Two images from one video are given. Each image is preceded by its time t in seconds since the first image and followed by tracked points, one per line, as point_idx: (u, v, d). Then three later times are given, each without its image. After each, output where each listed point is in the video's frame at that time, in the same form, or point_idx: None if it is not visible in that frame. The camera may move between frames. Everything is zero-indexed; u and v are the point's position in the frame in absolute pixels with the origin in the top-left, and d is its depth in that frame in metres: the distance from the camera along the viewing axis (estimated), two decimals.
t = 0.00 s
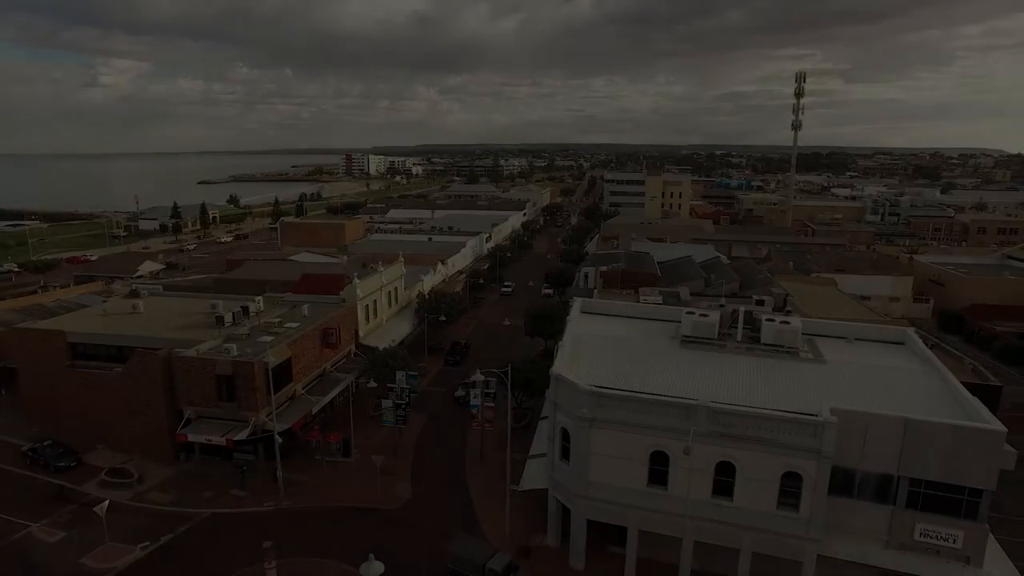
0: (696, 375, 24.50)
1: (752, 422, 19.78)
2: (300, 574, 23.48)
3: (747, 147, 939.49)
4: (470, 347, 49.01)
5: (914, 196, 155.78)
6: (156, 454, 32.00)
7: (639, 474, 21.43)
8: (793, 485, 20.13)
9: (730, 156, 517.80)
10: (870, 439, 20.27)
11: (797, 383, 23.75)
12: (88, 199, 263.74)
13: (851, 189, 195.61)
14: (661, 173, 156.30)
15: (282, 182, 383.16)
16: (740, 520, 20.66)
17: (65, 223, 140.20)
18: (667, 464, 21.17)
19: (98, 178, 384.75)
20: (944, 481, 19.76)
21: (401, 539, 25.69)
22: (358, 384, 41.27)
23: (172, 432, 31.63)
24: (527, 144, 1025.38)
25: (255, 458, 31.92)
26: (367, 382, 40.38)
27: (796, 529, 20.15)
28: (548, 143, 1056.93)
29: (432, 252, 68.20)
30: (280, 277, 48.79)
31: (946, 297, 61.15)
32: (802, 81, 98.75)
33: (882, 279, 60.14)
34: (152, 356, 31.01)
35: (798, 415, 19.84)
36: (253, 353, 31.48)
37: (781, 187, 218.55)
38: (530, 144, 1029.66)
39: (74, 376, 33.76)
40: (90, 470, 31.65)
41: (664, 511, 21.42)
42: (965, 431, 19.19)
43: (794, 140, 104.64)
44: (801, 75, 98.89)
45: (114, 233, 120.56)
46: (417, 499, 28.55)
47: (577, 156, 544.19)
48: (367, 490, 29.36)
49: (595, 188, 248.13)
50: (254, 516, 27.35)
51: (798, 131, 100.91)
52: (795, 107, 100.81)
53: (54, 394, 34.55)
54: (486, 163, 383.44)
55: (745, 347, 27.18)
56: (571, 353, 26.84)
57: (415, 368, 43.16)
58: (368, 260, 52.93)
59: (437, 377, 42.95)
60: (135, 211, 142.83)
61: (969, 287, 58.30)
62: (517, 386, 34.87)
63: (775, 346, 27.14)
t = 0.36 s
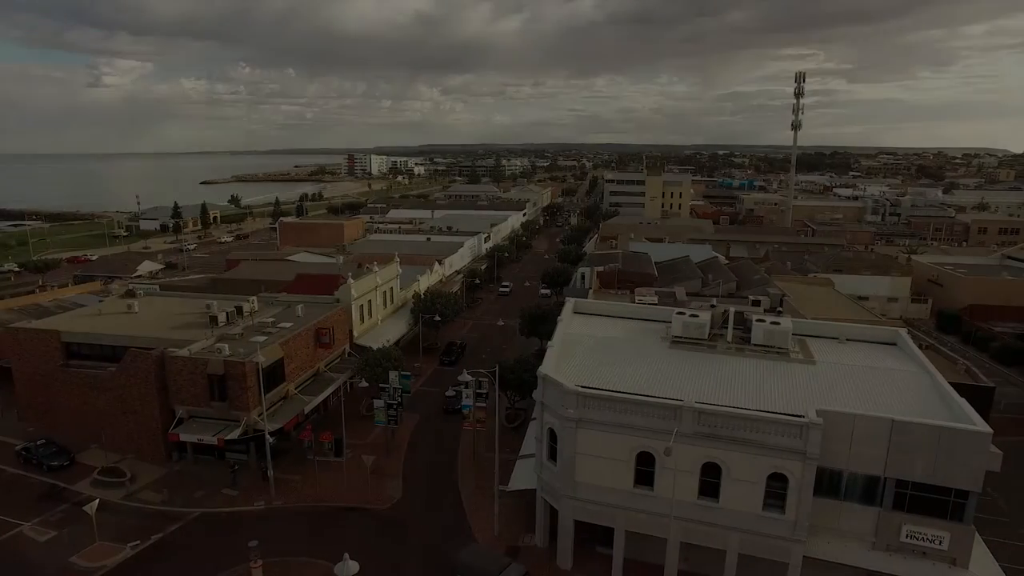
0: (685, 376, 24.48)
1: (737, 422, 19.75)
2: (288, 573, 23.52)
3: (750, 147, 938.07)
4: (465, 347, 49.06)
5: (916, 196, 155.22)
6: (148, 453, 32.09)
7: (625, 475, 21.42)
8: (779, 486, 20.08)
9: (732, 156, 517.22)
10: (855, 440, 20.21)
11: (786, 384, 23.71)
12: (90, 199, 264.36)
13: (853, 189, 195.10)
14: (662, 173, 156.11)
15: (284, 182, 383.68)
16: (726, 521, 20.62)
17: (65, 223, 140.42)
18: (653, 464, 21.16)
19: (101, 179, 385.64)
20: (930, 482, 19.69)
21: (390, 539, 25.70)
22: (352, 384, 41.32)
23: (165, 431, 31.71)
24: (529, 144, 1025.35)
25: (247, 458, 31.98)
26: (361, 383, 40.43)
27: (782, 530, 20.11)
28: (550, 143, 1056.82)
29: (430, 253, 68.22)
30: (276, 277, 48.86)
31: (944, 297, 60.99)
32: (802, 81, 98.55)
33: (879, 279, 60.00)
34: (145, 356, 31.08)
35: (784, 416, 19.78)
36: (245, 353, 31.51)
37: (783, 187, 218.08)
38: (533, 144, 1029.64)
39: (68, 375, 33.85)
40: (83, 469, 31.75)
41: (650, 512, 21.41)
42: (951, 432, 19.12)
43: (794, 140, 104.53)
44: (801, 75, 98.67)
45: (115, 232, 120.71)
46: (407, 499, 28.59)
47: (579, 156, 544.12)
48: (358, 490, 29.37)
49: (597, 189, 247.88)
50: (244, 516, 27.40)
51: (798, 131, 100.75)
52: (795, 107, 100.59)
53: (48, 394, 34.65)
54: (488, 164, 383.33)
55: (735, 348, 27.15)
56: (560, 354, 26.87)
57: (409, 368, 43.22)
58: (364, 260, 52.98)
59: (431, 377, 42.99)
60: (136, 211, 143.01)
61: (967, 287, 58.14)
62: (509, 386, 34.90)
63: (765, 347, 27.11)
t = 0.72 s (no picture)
0: (673, 377, 24.43)
1: (722, 423, 19.67)
2: (276, 572, 23.59)
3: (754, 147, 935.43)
4: (461, 347, 49.12)
5: (919, 196, 154.59)
6: (142, 452, 32.23)
7: (610, 476, 21.39)
8: (764, 487, 19.98)
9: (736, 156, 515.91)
10: (841, 441, 20.14)
11: (774, 386, 23.63)
12: (95, 200, 265.31)
13: (857, 189, 194.44)
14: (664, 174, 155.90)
15: (288, 182, 384.53)
16: (711, 522, 20.56)
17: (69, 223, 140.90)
18: (639, 465, 21.11)
19: (106, 179, 386.99)
20: (917, 483, 19.62)
21: (379, 540, 25.73)
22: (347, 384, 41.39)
23: (158, 430, 31.83)
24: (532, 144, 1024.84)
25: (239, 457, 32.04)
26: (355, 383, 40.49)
27: (767, 532, 20.01)
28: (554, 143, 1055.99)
29: (429, 253, 68.30)
30: (272, 277, 49.00)
31: (943, 297, 60.75)
32: (802, 81, 98.36)
33: (878, 279, 59.78)
34: (138, 355, 31.21)
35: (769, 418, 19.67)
36: (237, 353, 31.58)
37: (787, 187, 217.62)
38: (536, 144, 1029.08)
39: (63, 375, 34.02)
40: (77, 467, 31.91)
41: (636, 513, 21.37)
42: (937, 434, 19.02)
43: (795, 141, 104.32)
44: (802, 75, 98.45)
45: (117, 232, 121.00)
46: (398, 499, 28.62)
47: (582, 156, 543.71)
48: (348, 490, 29.41)
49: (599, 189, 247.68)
50: (234, 515, 27.48)
51: (799, 132, 100.50)
52: (795, 107, 100.39)
53: (43, 393, 34.83)
54: (491, 164, 383.44)
55: (725, 349, 27.08)
56: (548, 355, 26.85)
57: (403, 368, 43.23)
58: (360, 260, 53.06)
59: (426, 377, 43.04)
60: (139, 211, 143.38)
61: (966, 288, 57.91)
62: (502, 386, 34.92)
63: (755, 348, 27.03)
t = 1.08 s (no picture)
0: (660, 377, 24.44)
1: (706, 423, 19.58)
2: (264, 569, 23.73)
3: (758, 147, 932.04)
4: (457, 347, 49.16)
5: (923, 196, 153.78)
6: (135, 451, 32.39)
7: (596, 477, 21.35)
8: (748, 489, 19.90)
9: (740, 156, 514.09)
10: (826, 442, 20.05)
11: (761, 387, 23.54)
12: (99, 200, 266.28)
13: (860, 189, 193.72)
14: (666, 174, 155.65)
15: (292, 182, 385.39)
16: (696, 524, 20.47)
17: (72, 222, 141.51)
18: (623, 466, 21.08)
19: (111, 180, 388.48)
20: (902, 485, 19.53)
21: (367, 539, 25.76)
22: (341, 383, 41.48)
23: (151, 428, 31.96)
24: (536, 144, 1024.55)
25: (231, 456, 32.11)
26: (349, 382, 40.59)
27: (752, 534, 19.92)
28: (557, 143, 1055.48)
29: (427, 253, 68.40)
30: (269, 276, 49.17)
31: (943, 298, 60.47)
32: (803, 81, 98.16)
33: (877, 280, 59.60)
34: (131, 354, 31.33)
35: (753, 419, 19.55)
36: (229, 352, 31.68)
37: (790, 188, 216.98)
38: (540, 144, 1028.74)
39: (57, 374, 34.19)
40: (70, 465, 32.07)
41: (620, 514, 21.37)
42: (922, 435, 18.95)
43: (797, 141, 104.10)
44: (803, 75, 98.13)
45: (120, 232, 121.50)
46: (388, 499, 28.71)
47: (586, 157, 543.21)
48: (338, 489, 29.45)
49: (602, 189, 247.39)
50: (225, 513, 27.60)
51: (800, 132, 100.19)
52: (796, 108, 100.16)
53: (38, 391, 35.03)
54: (495, 164, 383.47)
55: (715, 349, 26.98)
56: (537, 355, 26.83)
57: (397, 368, 43.29)
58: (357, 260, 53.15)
59: (421, 377, 43.13)
60: (142, 211, 143.83)
61: (965, 288, 57.64)
62: (495, 386, 34.96)
63: (745, 349, 26.95)
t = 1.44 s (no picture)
0: (645, 378, 24.40)
1: (687, 424, 19.52)
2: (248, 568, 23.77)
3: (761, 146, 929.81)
4: (451, 347, 49.19)
5: (924, 196, 153.15)
6: (125, 450, 32.43)
7: (577, 477, 21.33)
8: (729, 490, 19.84)
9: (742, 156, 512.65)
10: (808, 444, 19.92)
11: (746, 387, 23.45)
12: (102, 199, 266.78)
13: (862, 189, 193.06)
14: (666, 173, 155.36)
15: (294, 182, 385.72)
16: (677, 525, 20.40)
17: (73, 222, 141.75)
18: (605, 467, 21.04)
19: (114, 181, 387.83)
20: (883, 487, 19.43)
21: (352, 539, 25.75)
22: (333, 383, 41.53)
23: (140, 428, 31.99)
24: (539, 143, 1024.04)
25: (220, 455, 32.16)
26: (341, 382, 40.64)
27: (732, 535, 19.85)
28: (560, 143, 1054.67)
29: (423, 253, 68.44)
30: (263, 276, 49.23)
31: (940, 298, 60.26)
32: (802, 81, 97.84)
33: (873, 281, 59.45)
34: (120, 353, 31.35)
35: (734, 420, 19.47)
36: (218, 351, 31.68)
37: (792, 188, 216.31)
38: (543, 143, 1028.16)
39: (48, 373, 34.26)
40: (60, 464, 32.14)
41: (602, 515, 21.32)
42: (902, 437, 18.86)
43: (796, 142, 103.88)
44: (802, 75, 97.80)
45: (120, 232, 121.73)
46: (374, 498, 28.74)
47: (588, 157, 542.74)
48: (326, 489, 29.45)
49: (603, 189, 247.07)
50: (212, 512, 27.64)
51: (799, 132, 99.91)
52: (796, 107, 99.89)
53: (30, 390, 35.13)
54: (496, 164, 383.27)
55: (702, 350, 26.92)
56: (522, 356, 26.85)
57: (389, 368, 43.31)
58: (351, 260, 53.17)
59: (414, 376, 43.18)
60: (143, 211, 144.34)
61: (962, 289, 57.41)
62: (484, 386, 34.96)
63: (732, 349, 26.88)
